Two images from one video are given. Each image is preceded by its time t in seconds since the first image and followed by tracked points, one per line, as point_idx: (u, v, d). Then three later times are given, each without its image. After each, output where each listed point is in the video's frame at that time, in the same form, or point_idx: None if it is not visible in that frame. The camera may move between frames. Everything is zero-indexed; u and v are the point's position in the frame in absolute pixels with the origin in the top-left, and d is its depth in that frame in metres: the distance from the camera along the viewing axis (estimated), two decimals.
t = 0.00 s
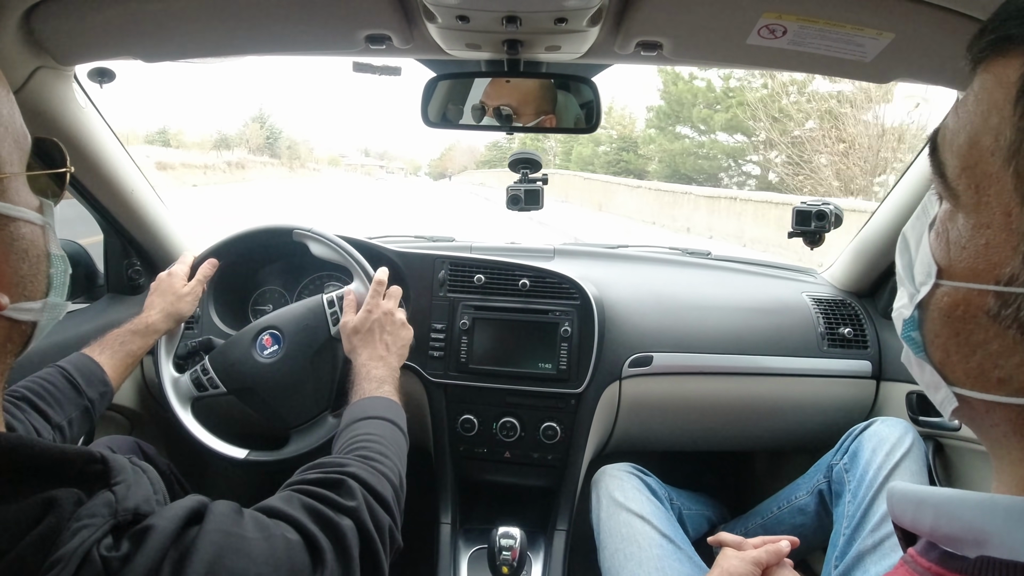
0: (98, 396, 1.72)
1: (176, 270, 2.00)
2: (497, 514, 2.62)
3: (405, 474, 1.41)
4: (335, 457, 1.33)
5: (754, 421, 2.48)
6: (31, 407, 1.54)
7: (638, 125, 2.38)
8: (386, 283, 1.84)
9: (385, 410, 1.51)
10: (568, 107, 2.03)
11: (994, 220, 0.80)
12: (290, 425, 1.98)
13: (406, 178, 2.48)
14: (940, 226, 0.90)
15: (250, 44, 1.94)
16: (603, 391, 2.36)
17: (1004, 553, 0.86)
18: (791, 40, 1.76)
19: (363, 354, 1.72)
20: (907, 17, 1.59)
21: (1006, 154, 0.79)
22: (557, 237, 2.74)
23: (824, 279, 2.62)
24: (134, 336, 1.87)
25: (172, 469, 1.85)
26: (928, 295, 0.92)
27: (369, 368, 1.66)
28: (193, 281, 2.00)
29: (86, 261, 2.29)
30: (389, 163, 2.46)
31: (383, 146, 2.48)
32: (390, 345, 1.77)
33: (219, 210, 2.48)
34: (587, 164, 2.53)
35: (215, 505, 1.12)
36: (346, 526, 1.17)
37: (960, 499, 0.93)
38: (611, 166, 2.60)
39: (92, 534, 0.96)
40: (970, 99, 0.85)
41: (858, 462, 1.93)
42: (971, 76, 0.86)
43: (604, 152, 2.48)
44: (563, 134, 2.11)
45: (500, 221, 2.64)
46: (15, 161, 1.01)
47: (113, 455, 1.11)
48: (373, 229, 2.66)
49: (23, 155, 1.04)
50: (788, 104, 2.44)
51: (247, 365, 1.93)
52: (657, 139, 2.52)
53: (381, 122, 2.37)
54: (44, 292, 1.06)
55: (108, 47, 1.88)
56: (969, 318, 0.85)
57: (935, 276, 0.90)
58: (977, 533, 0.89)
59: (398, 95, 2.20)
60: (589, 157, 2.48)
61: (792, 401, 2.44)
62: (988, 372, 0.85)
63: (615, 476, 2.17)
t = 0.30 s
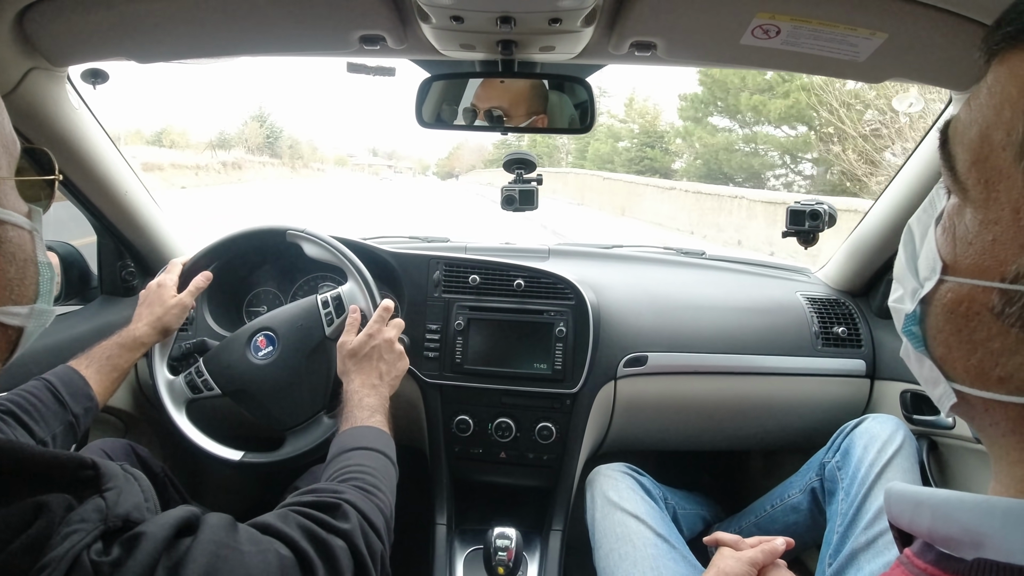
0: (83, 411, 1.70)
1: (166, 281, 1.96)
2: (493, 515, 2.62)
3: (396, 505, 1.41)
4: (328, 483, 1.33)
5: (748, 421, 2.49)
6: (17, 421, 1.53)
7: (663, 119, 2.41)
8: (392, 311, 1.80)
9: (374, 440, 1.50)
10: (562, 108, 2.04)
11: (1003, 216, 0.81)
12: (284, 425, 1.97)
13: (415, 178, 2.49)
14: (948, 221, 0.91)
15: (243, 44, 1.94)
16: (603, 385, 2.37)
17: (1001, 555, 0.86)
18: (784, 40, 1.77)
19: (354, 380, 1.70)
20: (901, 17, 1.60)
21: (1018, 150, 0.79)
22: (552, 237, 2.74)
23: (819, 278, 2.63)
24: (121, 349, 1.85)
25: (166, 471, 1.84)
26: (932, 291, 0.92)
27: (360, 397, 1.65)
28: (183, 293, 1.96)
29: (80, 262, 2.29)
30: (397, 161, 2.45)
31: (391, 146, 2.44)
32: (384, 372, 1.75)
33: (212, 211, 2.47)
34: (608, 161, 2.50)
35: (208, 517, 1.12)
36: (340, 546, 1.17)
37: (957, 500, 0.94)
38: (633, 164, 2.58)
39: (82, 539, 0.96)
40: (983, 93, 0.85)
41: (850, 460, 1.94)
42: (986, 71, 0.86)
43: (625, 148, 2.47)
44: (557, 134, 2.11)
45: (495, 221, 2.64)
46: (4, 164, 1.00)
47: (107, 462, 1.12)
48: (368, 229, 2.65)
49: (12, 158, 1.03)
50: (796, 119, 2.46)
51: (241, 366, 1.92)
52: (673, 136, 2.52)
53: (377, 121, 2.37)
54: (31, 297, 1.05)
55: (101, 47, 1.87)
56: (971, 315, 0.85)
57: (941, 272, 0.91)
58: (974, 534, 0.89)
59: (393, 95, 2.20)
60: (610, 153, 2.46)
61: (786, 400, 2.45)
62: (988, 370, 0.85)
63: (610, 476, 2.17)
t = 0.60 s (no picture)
0: (82, 420, 1.70)
1: (164, 291, 1.95)
2: (491, 517, 2.62)
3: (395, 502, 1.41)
4: (326, 482, 1.33)
5: (746, 424, 2.49)
6: (15, 429, 1.53)
7: (698, 110, 2.27)
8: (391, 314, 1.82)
9: (374, 439, 1.50)
10: (561, 111, 2.04)
11: (974, 236, 0.80)
12: (280, 429, 1.97)
13: (426, 177, 2.49)
14: (923, 239, 0.90)
15: (243, 46, 1.94)
16: (600, 389, 2.37)
17: (992, 564, 0.85)
18: (783, 42, 1.77)
19: (354, 381, 1.69)
20: (899, 20, 1.60)
21: (986, 170, 0.78)
22: (551, 239, 2.74)
23: (817, 280, 2.64)
24: (121, 359, 1.84)
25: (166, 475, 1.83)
26: (912, 309, 0.92)
27: (359, 397, 1.64)
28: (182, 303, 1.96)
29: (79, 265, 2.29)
30: (408, 162, 2.45)
31: (402, 146, 2.44)
32: (384, 374, 1.74)
33: (211, 212, 2.47)
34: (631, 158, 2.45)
35: (205, 518, 1.12)
36: (339, 545, 1.17)
37: (949, 507, 0.93)
38: (664, 162, 2.48)
39: (81, 541, 0.96)
40: (952, 113, 0.85)
41: (849, 462, 1.94)
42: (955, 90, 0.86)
43: (652, 143, 2.40)
44: (555, 136, 2.12)
45: (494, 223, 2.64)
46: None
47: (105, 464, 1.12)
48: (367, 231, 2.66)
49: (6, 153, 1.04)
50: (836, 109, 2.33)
51: (239, 367, 1.92)
52: (708, 128, 2.36)
53: (378, 116, 2.32)
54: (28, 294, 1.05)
55: (101, 48, 1.86)
56: (950, 332, 0.85)
57: (917, 290, 0.91)
58: (966, 543, 0.88)
59: (391, 97, 2.21)
60: (635, 149, 2.41)
61: (784, 403, 2.45)
62: (967, 388, 0.84)
63: (609, 478, 2.17)
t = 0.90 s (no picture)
0: (81, 412, 1.71)
1: (165, 285, 1.95)
2: (491, 511, 2.62)
3: (386, 505, 1.41)
4: (318, 483, 1.34)
5: (746, 418, 2.49)
6: (14, 420, 1.53)
7: (741, 98, 2.35)
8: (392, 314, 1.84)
9: (368, 441, 1.50)
10: (561, 106, 2.03)
11: (952, 220, 0.81)
12: (279, 425, 1.98)
13: (438, 177, 2.46)
14: (904, 226, 0.91)
15: (243, 41, 1.93)
16: (600, 384, 2.37)
17: (978, 558, 0.85)
18: (783, 36, 1.76)
19: (352, 380, 1.70)
20: (898, 14, 1.59)
21: (962, 153, 0.79)
22: (550, 234, 2.74)
23: (818, 275, 2.63)
24: (122, 352, 1.84)
25: (165, 470, 1.86)
26: (894, 296, 0.93)
27: (356, 398, 1.65)
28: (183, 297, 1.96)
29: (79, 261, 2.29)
30: (422, 163, 2.41)
31: (415, 146, 2.40)
32: (383, 375, 1.75)
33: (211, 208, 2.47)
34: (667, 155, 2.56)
35: (195, 518, 1.13)
36: (329, 546, 1.17)
37: (936, 501, 0.92)
38: (702, 158, 2.61)
39: (73, 540, 0.96)
40: (929, 98, 0.86)
41: (844, 455, 1.94)
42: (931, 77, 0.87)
43: (688, 138, 2.49)
44: (554, 131, 2.11)
45: (493, 218, 2.64)
46: (18, 178, 1.01)
47: (99, 464, 1.12)
48: (367, 226, 2.66)
49: (27, 173, 1.04)
50: (884, 93, 2.14)
51: (239, 363, 1.92)
52: (753, 121, 2.46)
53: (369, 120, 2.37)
54: (35, 309, 1.06)
55: (101, 44, 1.86)
56: (932, 317, 0.85)
57: (899, 276, 0.91)
58: (952, 537, 0.88)
59: (391, 92, 2.20)
60: (668, 144, 2.49)
61: (784, 397, 2.46)
62: (951, 373, 0.84)
63: (608, 473, 2.18)
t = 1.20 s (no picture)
0: (89, 410, 1.71)
1: (169, 286, 1.97)
2: (493, 515, 2.62)
3: (391, 510, 1.41)
4: (323, 488, 1.33)
5: (748, 421, 2.49)
6: (23, 418, 1.54)
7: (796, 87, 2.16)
8: (393, 319, 1.82)
9: (371, 446, 1.50)
10: (561, 108, 2.03)
11: (970, 223, 0.80)
12: (278, 430, 1.97)
13: (450, 177, 2.47)
14: (917, 228, 0.90)
15: (243, 45, 1.93)
16: (602, 386, 2.37)
17: (996, 553, 0.84)
18: (783, 38, 1.77)
19: (354, 385, 1.70)
20: (898, 16, 1.60)
21: (979, 157, 0.78)
22: (551, 237, 2.74)
23: (819, 277, 2.63)
24: (127, 353, 1.85)
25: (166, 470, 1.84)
26: (909, 299, 0.92)
27: (357, 404, 1.65)
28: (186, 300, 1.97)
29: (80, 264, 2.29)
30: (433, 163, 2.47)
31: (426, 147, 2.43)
32: (385, 380, 1.75)
33: (212, 212, 2.47)
34: (708, 151, 2.53)
35: (206, 526, 1.13)
36: (337, 553, 1.17)
37: (954, 496, 0.92)
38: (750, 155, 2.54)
39: (88, 550, 0.97)
40: (942, 99, 0.85)
41: (852, 458, 1.94)
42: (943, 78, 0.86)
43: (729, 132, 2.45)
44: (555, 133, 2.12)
45: (494, 221, 2.64)
46: (23, 174, 1.01)
47: (112, 473, 1.13)
48: (367, 229, 2.66)
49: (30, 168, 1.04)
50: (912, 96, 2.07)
51: (240, 366, 1.92)
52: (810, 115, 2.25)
53: (367, 119, 2.37)
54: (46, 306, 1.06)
55: (103, 48, 1.86)
56: (948, 322, 0.85)
57: (914, 280, 0.90)
58: (969, 532, 0.87)
59: (391, 95, 2.21)
60: (708, 139, 2.47)
61: (786, 399, 2.45)
62: (970, 377, 0.84)
63: (611, 476, 2.17)
